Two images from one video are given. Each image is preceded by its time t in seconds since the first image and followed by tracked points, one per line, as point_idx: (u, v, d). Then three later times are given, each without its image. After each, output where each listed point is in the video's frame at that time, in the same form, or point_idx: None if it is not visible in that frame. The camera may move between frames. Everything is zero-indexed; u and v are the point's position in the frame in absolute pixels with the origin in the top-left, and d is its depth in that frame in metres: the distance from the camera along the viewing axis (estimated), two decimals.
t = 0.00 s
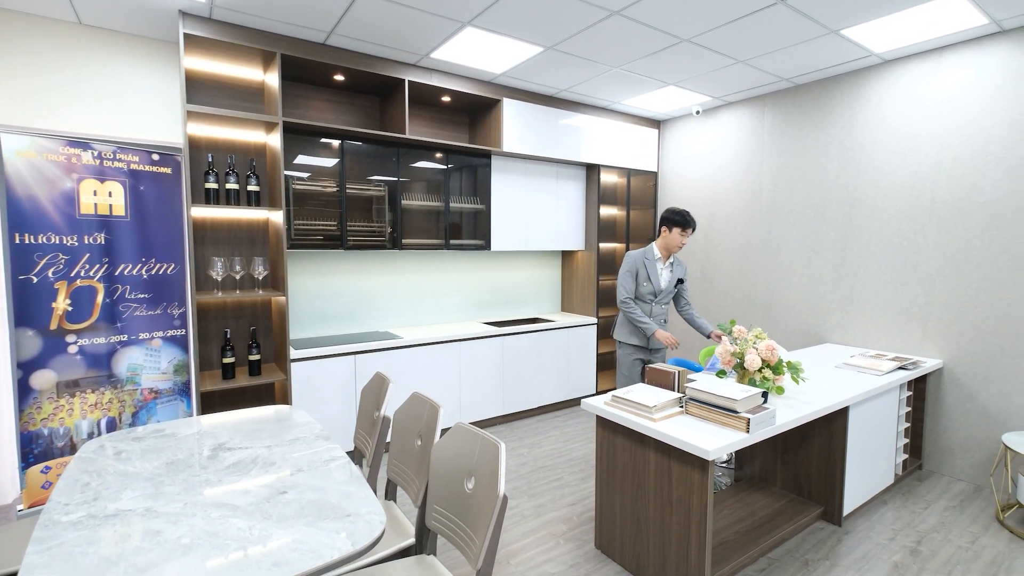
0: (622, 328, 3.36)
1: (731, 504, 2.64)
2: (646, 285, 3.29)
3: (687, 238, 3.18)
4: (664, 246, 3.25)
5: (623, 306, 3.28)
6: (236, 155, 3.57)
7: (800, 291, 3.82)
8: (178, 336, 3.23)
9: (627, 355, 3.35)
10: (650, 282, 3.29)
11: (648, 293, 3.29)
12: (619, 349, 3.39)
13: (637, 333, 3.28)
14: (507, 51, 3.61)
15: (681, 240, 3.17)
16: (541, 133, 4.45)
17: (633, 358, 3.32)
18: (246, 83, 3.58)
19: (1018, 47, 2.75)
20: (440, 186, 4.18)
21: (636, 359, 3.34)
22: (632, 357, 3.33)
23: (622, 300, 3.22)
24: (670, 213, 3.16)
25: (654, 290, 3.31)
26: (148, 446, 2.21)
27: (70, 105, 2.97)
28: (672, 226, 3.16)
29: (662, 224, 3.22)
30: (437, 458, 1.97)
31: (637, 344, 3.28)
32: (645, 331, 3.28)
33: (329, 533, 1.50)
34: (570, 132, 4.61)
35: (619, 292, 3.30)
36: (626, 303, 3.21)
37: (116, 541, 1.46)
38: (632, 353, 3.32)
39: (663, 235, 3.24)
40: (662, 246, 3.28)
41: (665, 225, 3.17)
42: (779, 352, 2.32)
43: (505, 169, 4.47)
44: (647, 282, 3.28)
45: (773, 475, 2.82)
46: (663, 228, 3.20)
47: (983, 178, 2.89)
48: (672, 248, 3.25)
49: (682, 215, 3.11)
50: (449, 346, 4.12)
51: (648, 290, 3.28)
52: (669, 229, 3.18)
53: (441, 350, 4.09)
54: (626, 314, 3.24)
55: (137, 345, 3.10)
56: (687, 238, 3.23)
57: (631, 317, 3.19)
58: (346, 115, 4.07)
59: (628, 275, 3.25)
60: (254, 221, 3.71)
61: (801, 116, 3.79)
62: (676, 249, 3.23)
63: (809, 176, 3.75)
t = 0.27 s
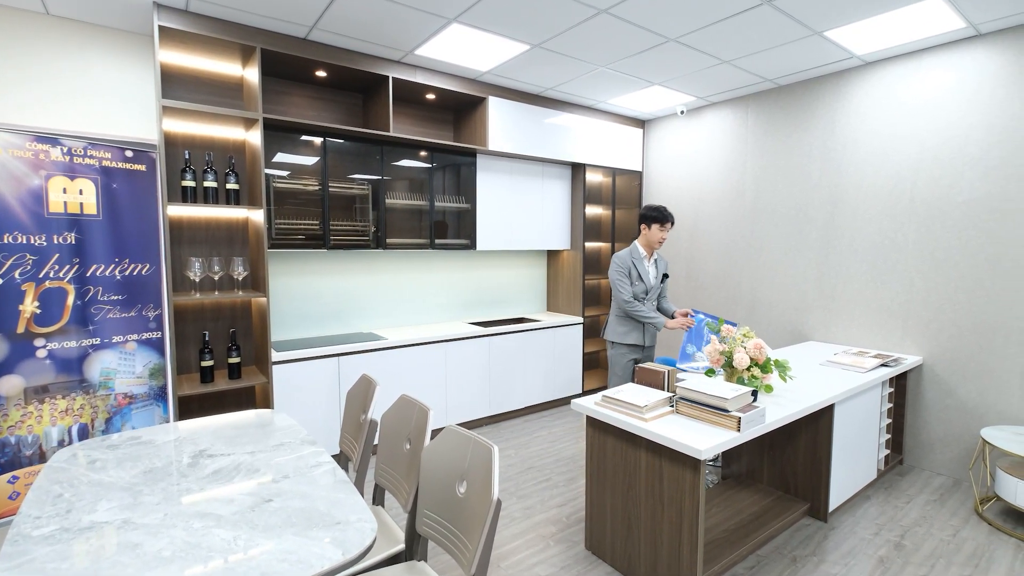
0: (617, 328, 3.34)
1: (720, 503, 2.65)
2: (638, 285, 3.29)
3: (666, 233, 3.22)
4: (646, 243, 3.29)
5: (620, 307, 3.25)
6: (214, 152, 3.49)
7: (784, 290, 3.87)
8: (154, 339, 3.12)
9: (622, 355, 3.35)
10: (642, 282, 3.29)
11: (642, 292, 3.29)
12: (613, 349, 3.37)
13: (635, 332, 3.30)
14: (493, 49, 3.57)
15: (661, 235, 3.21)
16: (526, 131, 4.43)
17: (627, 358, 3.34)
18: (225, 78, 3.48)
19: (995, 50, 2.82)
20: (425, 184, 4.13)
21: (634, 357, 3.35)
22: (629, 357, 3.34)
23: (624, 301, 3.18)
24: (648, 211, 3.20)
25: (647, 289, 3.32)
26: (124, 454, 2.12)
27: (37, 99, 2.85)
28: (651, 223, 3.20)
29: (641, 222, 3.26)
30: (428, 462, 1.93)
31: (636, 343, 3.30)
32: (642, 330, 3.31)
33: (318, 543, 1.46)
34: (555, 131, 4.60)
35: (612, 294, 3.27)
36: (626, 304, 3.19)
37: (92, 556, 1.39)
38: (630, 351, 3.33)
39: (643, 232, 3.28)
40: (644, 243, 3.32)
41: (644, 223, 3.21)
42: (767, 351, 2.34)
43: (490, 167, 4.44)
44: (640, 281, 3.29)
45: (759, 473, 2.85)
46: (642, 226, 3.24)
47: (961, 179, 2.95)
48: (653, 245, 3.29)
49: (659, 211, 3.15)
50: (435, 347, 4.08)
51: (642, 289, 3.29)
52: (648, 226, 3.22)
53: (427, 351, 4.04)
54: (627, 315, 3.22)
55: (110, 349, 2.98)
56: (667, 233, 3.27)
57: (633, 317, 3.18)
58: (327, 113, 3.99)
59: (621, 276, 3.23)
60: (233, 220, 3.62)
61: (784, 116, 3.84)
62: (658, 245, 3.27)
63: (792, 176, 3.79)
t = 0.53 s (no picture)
0: (607, 327, 3.33)
1: (709, 501, 2.67)
2: (626, 284, 3.29)
3: (647, 230, 3.24)
4: (630, 242, 3.30)
5: (608, 306, 3.25)
6: (193, 149, 3.39)
7: (769, 289, 3.91)
8: (130, 342, 3.00)
9: (613, 354, 3.33)
10: (630, 281, 3.29)
11: (630, 291, 3.29)
12: (603, 348, 3.35)
13: (625, 330, 3.31)
14: (481, 47, 3.54)
15: (643, 232, 3.22)
16: (513, 131, 4.40)
17: (619, 356, 3.33)
18: (204, 72, 3.38)
19: (974, 54, 2.88)
20: (410, 183, 4.08)
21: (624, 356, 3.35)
22: (620, 355, 3.34)
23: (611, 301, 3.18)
24: (630, 208, 3.23)
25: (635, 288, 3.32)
26: (102, 462, 2.04)
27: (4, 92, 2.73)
28: (632, 220, 3.22)
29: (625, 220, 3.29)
30: (421, 466, 1.90)
31: (627, 341, 3.31)
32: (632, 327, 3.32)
33: (308, 553, 1.41)
34: (542, 131, 4.58)
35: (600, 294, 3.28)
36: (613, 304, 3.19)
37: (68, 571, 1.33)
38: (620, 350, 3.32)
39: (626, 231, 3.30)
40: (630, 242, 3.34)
41: (625, 221, 3.24)
42: (756, 349, 2.35)
43: (476, 166, 4.41)
44: (628, 281, 3.28)
45: (747, 471, 2.87)
46: (625, 224, 3.27)
47: (941, 180, 3.02)
48: (638, 243, 3.30)
49: (639, 208, 3.18)
50: (421, 348, 4.03)
51: (630, 288, 3.29)
52: (630, 224, 3.25)
53: (413, 352, 3.99)
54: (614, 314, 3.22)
55: (84, 353, 2.88)
56: (649, 230, 3.29)
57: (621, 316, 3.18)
58: (310, 110, 3.92)
59: (608, 277, 3.24)
60: (213, 219, 3.53)
61: (768, 117, 3.88)
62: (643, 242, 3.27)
63: (777, 176, 3.84)
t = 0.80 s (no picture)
0: (591, 326, 3.33)
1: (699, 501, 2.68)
2: (609, 284, 3.29)
3: (628, 227, 3.20)
4: (613, 240, 3.29)
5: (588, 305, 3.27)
6: (171, 147, 3.30)
7: (754, 288, 3.95)
8: (106, 346, 2.89)
9: (595, 354, 3.32)
10: (612, 281, 3.28)
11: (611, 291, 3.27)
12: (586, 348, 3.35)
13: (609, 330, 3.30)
14: (468, 45, 3.51)
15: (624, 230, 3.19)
16: (499, 130, 4.38)
17: (603, 356, 3.32)
18: (183, 68, 3.30)
19: (954, 57, 2.94)
20: (395, 182, 4.03)
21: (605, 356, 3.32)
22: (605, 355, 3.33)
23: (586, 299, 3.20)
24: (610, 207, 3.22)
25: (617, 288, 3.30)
26: (78, 472, 1.96)
27: None
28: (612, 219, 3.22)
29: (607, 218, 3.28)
30: (412, 471, 1.86)
31: (611, 341, 3.30)
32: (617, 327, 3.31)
33: (299, 564, 1.36)
34: (529, 130, 4.57)
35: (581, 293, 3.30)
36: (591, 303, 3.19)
37: None
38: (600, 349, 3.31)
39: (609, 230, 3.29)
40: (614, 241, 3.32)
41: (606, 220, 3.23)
42: (746, 349, 2.37)
43: (462, 166, 4.37)
44: (610, 280, 3.28)
45: (736, 469, 2.89)
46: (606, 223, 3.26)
47: (922, 180, 3.08)
48: (622, 241, 3.27)
49: (618, 206, 3.17)
50: (408, 349, 3.98)
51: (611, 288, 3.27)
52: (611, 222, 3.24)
53: (400, 354, 3.94)
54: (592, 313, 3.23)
55: (57, 357, 2.77)
56: (631, 227, 3.23)
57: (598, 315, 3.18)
58: (293, 107, 3.84)
59: (589, 276, 3.26)
60: (192, 219, 3.43)
61: (753, 118, 3.91)
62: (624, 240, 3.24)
63: (762, 177, 3.88)
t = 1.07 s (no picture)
0: (572, 328, 3.24)
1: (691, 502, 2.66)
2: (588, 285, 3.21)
3: (606, 226, 3.08)
4: (593, 239, 3.22)
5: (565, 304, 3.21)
6: (146, 144, 3.18)
7: (741, 287, 3.97)
8: (78, 352, 2.77)
9: (572, 356, 3.23)
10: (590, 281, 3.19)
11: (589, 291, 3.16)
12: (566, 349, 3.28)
13: (589, 332, 3.17)
14: (454, 42, 3.46)
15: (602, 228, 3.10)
16: (485, 128, 4.32)
17: (582, 359, 3.21)
18: (158, 63, 3.18)
19: (937, 57, 2.98)
20: (380, 181, 3.95)
21: (583, 359, 3.21)
22: (584, 358, 3.21)
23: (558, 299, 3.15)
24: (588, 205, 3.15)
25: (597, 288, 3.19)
26: (47, 485, 1.86)
27: None
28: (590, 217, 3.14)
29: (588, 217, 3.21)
30: (402, 479, 1.80)
31: (590, 343, 3.17)
32: (596, 330, 3.17)
33: None
34: (515, 129, 4.52)
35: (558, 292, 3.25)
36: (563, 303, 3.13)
37: None
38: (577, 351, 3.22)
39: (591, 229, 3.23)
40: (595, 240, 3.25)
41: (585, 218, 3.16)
42: (737, 348, 2.36)
43: (448, 165, 4.31)
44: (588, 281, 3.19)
45: (726, 469, 2.89)
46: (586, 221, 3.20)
47: (907, 179, 3.11)
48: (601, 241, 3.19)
49: (593, 204, 3.09)
50: (394, 352, 3.91)
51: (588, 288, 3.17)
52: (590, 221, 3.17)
53: (386, 356, 3.86)
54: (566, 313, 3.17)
55: (25, 364, 2.64)
56: (611, 226, 3.11)
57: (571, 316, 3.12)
58: (273, 104, 3.74)
59: (565, 275, 3.22)
60: (169, 219, 3.31)
61: (739, 117, 3.92)
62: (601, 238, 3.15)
63: (748, 175, 3.89)
